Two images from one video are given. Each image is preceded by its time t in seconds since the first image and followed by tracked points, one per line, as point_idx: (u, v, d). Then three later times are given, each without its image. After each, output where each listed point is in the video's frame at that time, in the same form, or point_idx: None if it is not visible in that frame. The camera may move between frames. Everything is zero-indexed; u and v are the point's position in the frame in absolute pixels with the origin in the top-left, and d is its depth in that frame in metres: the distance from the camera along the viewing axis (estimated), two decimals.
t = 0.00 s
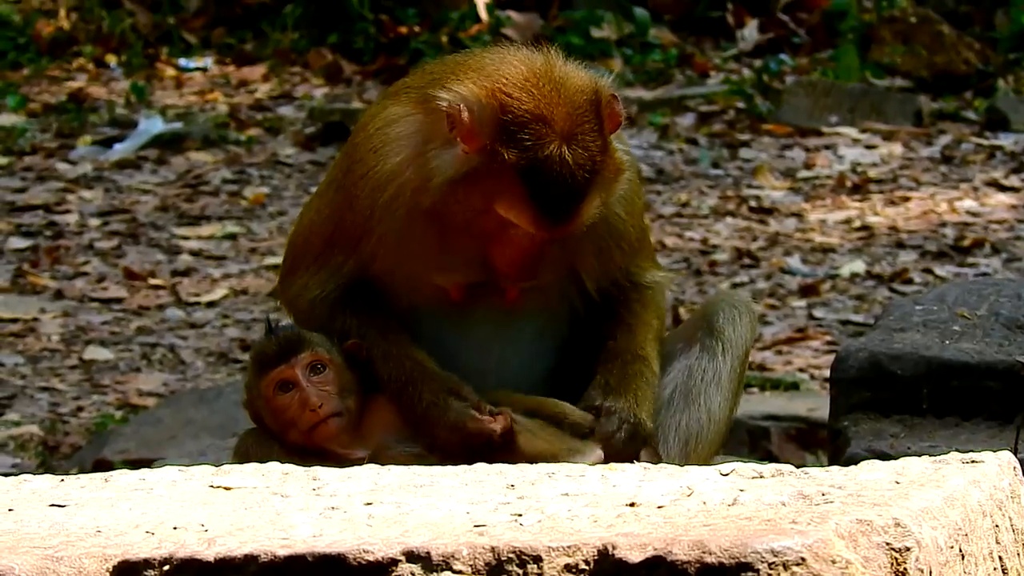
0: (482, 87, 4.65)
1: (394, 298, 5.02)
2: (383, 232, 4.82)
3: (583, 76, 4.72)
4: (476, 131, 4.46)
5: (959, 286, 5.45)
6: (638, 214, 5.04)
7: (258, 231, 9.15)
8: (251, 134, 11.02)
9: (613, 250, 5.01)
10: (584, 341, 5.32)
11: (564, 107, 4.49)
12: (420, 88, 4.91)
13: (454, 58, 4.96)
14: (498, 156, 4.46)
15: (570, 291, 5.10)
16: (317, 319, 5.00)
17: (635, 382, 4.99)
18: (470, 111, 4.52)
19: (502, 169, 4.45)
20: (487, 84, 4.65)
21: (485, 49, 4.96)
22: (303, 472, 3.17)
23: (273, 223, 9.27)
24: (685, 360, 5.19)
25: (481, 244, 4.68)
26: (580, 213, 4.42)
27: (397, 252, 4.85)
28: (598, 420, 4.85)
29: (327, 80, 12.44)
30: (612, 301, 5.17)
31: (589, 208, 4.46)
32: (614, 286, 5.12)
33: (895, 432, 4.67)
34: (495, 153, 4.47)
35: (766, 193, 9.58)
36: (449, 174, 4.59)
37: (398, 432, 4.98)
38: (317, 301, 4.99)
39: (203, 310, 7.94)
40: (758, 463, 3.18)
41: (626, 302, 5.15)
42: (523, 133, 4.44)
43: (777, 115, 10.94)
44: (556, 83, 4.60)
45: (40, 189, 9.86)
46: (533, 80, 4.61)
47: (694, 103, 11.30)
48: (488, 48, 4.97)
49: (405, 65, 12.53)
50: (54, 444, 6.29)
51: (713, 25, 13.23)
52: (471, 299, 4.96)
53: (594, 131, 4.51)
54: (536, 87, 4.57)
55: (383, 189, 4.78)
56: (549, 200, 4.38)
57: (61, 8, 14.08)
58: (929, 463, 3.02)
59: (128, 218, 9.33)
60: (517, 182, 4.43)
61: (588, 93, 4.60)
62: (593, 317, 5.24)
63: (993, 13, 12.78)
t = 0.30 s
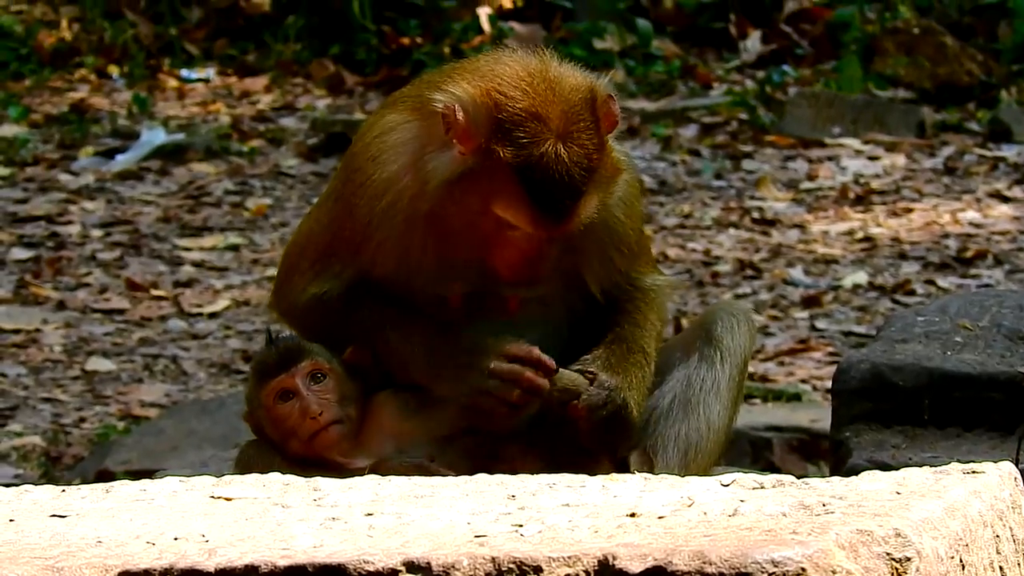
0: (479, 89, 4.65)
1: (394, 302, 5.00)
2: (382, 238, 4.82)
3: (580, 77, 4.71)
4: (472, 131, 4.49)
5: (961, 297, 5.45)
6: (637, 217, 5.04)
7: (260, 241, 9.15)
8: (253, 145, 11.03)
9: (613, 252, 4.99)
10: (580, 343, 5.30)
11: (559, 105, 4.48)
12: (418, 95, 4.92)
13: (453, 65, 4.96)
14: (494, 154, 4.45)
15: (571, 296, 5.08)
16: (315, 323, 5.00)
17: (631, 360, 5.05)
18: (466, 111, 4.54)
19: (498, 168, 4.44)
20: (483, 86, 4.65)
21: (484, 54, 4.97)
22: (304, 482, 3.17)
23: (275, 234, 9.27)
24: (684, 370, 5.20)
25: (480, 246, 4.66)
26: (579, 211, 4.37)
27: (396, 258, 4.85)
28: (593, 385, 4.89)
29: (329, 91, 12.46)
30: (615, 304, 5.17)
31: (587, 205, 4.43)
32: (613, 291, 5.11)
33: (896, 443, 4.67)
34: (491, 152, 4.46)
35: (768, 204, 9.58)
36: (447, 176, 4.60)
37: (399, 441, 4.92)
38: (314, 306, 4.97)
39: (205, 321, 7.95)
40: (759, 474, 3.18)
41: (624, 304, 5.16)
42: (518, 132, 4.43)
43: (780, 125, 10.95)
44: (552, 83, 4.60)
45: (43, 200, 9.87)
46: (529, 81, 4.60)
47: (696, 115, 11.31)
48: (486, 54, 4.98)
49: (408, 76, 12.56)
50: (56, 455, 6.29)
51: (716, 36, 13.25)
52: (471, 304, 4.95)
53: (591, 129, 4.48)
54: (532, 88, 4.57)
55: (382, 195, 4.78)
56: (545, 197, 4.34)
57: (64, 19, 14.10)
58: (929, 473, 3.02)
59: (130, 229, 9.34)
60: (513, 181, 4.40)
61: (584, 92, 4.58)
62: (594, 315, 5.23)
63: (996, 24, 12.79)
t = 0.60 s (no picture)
0: (476, 91, 4.64)
1: (391, 302, 5.00)
2: (378, 239, 4.84)
3: (579, 84, 4.70)
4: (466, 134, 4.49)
5: (960, 297, 5.46)
6: (638, 220, 5.04)
7: (260, 241, 9.16)
8: (253, 144, 11.03)
9: (611, 256, 4.98)
10: (581, 342, 5.30)
11: (553, 112, 4.47)
12: (418, 96, 4.93)
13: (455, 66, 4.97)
14: (485, 159, 4.45)
15: (570, 300, 5.09)
16: (315, 320, 4.98)
17: (628, 375, 5.01)
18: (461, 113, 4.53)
19: (489, 172, 4.44)
20: (480, 89, 4.65)
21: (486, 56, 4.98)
22: (304, 482, 3.18)
23: (275, 234, 9.28)
24: (684, 370, 5.20)
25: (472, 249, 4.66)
26: (568, 220, 4.36)
27: (392, 259, 4.86)
28: (591, 398, 4.82)
29: (329, 91, 12.46)
30: (615, 311, 5.15)
31: (577, 213, 4.41)
32: (615, 297, 5.11)
33: (896, 443, 4.67)
34: (483, 156, 4.46)
35: (768, 203, 9.58)
36: (441, 176, 4.60)
37: (397, 438, 4.93)
38: (310, 302, 4.97)
39: (205, 320, 7.95)
40: (759, 474, 3.18)
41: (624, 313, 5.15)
42: (510, 137, 4.43)
43: (780, 125, 10.95)
44: (549, 88, 4.59)
45: (42, 200, 9.87)
46: (525, 86, 4.60)
47: (697, 114, 11.31)
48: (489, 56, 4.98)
49: (408, 76, 12.56)
50: (56, 455, 6.30)
51: (716, 35, 13.24)
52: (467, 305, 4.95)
53: (584, 137, 4.47)
54: (527, 93, 4.56)
55: (378, 195, 4.80)
56: (534, 204, 4.34)
57: (63, 19, 14.09)
58: (929, 473, 3.02)
59: (130, 228, 9.34)
60: (504, 187, 4.40)
61: (579, 100, 4.57)
62: (592, 320, 5.22)
63: (996, 23, 12.80)
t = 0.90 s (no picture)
0: (473, 95, 4.64)
1: (391, 305, 5.01)
2: (377, 242, 4.85)
3: (577, 88, 4.69)
4: (463, 138, 4.48)
5: (960, 297, 5.46)
6: (637, 224, 5.03)
7: (259, 240, 9.15)
8: (252, 144, 11.03)
9: (610, 259, 4.99)
10: (580, 348, 5.29)
11: (550, 117, 4.47)
12: (417, 98, 4.92)
13: (454, 68, 4.96)
14: (483, 164, 4.46)
15: (569, 303, 5.09)
16: (316, 321, 5.02)
17: (628, 386, 5.01)
18: (458, 117, 4.52)
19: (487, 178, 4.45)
20: (478, 92, 4.64)
21: (485, 58, 4.97)
22: (304, 482, 3.17)
23: (273, 233, 9.27)
24: (683, 369, 5.20)
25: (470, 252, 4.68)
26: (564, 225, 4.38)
27: (392, 262, 4.87)
28: (592, 408, 4.81)
29: (327, 90, 12.46)
30: (614, 317, 5.16)
31: (574, 220, 4.43)
32: (614, 301, 5.11)
33: (895, 443, 4.69)
34: (480, 161, 4.46)
35: (766, 203, 9.58)
36: (438, 181, 4.61)
37: (396, 438, 4.94)
38: (311, 305, 5.02)
39: (204, 319, 7.94)
40: (760, 473, 3.18)
41: (624, 320, 5.16)
42: (507, 142, 4.42)
43: (778, 124, 10.94)
44: (546, 93, 4.58)
45: (41, 199, 9.86)
46: (523, 90, 4.59)
47: (695, 113, 11.31)
48: (487, 58, 4.97)
49: (406, 75, 12.57)
50: (55, 454, 6.30)
51: (714, 34, 13.23)
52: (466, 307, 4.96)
53: (581, 143, 4.47)
54: (525, 97, 4.56)
55: (377, 198, 4.80)
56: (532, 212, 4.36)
57: (61, 17, 14.06)
58: (930, 473, 3.02)
59: (128, 228, 9.33)
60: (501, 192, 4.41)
61: (577, 104, 4.57)
62: (592, 325, 5.22)
63: (994, 23, 12.81)
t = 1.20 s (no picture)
0: (474, 98, 4.63)
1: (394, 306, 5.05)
2: (378, 243, 4.86)
3: (578, 91, 4.69)
4: (464, 141, 4.47)
5: (960, 298, 5.46)
6: (639, 226, 5.04)
7: (259, 239, 9.16)
8: (252, 142, 11.03)
9: (611, 260, 4.99)
10: (580, 349, 5.31)
11: (551, 121, 4.47)
12: (418, 98, 4.91)
13: (455, 69, 4.95)
14: (484, 168, 4.45)
15: (570, 305, 5.09)
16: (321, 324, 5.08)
17: (628, 390, 5.02)
18: (459, 119, 4.51)
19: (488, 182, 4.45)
20: (479, 94, 4.63)
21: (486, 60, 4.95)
22: (306, 483, 3.18)
23: (274, 232, 9.27)
24: (684, 370, 5.20)
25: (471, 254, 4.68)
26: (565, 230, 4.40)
27: (392, 263, 4.88)
28: (590, 420, 4.86)
29: (328, 89, 12.46)
30: (614, 318, 5.17)
31: (575, 224, 4.44)
32: (614, 302, 5.12)
33: (896, 443, 4.68)
34: (481, 165, 4.46)
35: (767, 203, 9.58)
36: (439, 182, 4.60)
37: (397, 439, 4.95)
38: (315, 310, 5.06)
39: (205, 318, 7.95)
40: (761, 476, 3.18)
41: (624, 321, 5.16)
42: (509, 146, 4.42)
43: (779, 124, 10.94)
44: (548, 96, 4.58)
45: (41, 197, 9.87)
46: (524, 94, 4.58)
47: (696, 113, 11.31)
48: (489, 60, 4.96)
49: (407, 74, 12.57)
50: (55, 453, 6.30)
51: (714, 34, 13.23)
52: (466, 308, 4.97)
53: (582, 148, 4.47)
54: (527, 101, 4.55)
55: (377, 198, 4.80)
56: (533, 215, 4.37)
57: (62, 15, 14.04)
58: (931, 476, 3.02)
59: (129, 226, 9.33)
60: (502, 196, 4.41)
61: (579, 108, 4.56)
62: (592, 326, 5.24)
63: (994, 23, 12.81)
